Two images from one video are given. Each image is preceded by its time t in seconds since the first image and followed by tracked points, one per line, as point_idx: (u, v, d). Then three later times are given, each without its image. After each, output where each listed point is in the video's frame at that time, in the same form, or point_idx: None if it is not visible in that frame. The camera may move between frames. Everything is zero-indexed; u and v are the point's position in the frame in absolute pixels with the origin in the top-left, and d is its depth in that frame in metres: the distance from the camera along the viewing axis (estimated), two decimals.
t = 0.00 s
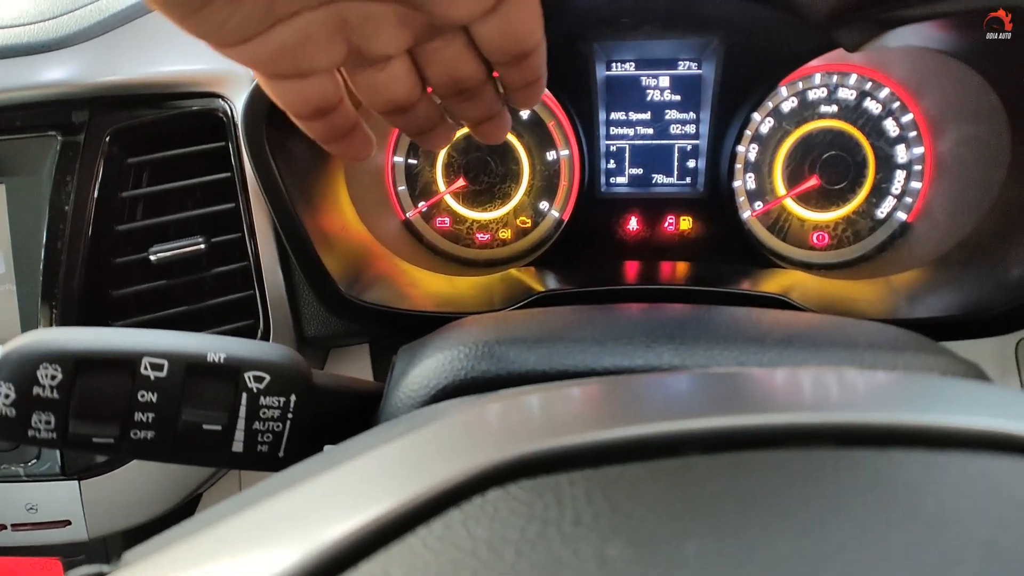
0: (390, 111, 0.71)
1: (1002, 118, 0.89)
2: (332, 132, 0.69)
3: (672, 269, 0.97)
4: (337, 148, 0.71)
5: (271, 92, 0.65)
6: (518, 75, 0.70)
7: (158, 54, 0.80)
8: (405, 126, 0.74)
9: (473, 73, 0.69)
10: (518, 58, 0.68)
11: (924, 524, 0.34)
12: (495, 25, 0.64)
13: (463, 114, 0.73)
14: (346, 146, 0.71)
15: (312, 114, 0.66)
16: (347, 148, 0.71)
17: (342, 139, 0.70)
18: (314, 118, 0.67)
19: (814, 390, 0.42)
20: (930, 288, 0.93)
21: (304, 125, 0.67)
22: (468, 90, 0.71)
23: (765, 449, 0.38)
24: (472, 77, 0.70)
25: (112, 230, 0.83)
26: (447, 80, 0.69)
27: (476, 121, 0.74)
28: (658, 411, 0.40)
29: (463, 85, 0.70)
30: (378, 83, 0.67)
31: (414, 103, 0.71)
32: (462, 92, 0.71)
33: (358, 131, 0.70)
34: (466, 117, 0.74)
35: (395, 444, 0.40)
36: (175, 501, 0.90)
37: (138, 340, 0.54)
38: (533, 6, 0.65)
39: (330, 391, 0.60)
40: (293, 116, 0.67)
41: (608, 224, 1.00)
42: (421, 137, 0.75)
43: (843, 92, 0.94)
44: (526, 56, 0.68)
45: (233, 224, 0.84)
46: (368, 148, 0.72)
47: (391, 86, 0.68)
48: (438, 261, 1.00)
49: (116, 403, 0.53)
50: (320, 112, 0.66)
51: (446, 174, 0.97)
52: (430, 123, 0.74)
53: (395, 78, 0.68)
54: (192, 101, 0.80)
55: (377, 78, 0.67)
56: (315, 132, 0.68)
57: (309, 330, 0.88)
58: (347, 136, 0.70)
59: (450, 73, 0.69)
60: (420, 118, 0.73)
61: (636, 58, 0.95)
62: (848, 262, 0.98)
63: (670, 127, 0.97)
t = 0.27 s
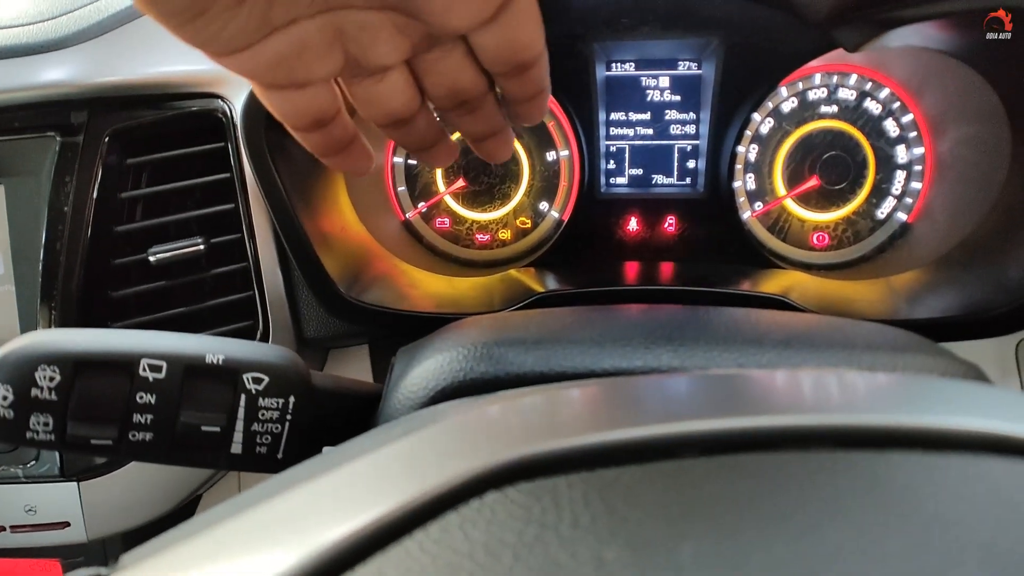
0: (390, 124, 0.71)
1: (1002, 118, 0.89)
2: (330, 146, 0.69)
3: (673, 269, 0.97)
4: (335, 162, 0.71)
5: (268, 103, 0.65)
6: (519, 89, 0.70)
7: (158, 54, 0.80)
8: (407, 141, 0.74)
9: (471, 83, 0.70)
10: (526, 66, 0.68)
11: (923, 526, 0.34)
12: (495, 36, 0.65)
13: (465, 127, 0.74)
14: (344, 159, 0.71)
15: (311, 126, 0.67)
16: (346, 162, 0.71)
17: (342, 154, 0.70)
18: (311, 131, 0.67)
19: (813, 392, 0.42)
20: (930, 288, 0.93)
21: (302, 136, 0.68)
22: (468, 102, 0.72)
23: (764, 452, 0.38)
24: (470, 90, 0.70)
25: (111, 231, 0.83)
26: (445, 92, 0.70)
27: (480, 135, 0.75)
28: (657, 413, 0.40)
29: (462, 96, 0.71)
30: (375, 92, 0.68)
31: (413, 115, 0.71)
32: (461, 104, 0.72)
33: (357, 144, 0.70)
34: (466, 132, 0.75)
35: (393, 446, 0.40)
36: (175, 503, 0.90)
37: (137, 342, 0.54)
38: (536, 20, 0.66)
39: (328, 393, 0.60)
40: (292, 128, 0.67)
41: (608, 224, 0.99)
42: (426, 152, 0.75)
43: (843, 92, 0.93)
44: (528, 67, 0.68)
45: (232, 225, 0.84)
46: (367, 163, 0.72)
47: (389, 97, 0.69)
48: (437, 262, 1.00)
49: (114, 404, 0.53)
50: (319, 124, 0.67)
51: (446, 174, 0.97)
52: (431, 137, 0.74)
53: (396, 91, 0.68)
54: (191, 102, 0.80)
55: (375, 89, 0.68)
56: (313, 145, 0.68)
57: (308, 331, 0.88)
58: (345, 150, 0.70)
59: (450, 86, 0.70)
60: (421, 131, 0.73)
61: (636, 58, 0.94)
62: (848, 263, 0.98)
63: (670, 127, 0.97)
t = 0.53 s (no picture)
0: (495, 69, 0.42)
1: (1004, 116, 0.89)
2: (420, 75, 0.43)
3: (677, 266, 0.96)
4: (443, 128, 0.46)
5: None
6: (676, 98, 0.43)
7: (162, 52, 0.80)
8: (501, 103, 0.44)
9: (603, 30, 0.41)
10: (685, 60, 0.42)
11: (934, 517, 0.34)
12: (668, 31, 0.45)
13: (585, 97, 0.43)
14: (439, 111, 0.45)
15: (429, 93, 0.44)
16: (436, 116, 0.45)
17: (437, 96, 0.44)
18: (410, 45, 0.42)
19: (820, 385, 0.42)
20: (931, 287, 0.93)
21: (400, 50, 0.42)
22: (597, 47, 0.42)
23: (773, 443, 0.38)
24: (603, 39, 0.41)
25: (114, 227, 0.83)
26: (571, 40, 0.41)
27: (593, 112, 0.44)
28: (665, 404, 0.40)
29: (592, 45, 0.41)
30: (484, 24, 0.40)
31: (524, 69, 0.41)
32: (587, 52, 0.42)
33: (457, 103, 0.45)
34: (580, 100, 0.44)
35: (400, 439, 0.40)
36: (177, 500, 0.90)
37: (143, 337, 0.54)
38: None
39: (333, 388, 0.60)
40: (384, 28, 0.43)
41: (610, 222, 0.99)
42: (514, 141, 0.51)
43: (844, 90, 0.94)
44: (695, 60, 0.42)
45: (234, 223, 0.84)
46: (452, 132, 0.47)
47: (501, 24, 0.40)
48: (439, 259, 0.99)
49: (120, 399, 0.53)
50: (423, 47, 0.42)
51: (448, 172, 0.97)
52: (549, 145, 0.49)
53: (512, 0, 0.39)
54: (194, 99, 0.80)
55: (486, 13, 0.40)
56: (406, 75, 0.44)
57: (311, 328, 0.88)
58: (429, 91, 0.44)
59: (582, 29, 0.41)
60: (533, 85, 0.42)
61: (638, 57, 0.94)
62: (850, 261, 0.98)
63: (672, 126, 0.97)
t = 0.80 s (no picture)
0: (603, 91, 0.64)
1: (1003, 116, 0.89)
2: (521, 82, 0.64)
3: (674, 268, 0.96)
4: (516, 122, 0.68)
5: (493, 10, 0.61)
6: (769, 97, 0.63)
7: (162, 51, 0.80)
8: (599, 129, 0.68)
9: (720, 64, 0.62)
10: (785, 116, 0.65)
11: (935, 517, 0.34)
12: (763, 11, 0.58)
13: (692, 139, 0.67)
14: (525, 107, 0.66)
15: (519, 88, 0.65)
16: (523, 115, 0.67)
17: (527, 93, 0.65)
18: (521, 48, 0.62)
19: (820, 386, 0.42)
20: (932, 288, 0.93)
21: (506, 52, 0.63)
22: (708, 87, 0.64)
23: (774, 442, 0.38)
24: (716, 73, 0.62)
25: (114, 227, 0.83)
26: (683, 63, 0.63)
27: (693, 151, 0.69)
28: (666, 403, 0.40)
29: (704, 78, 0.63)
30: (603, 45, 0.62)
31: (625, 89, 0.64)
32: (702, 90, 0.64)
33: (541, 93, 0.66)
34: (687, 138, 0.67)
35: (399, 439, 0.40)
36: (176, 500, 0.90)
37: (143, 336, 0.54)
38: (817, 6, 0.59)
39: (333, 388, 0.60)
40: (497, 45, 0.63)
41: (611, 223, 0.97)
42: (605, 147, 0.69)
43: (845, 91, 0.94)
44: (790, 114, 0.65)
45: (234, 223, 0.84)
46: (535, 130, 0.69)
47: (610, 43, 0.62)
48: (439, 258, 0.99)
49: (119, 398, 0.53)
50: (523, 44, 0.62)
51: (448, 172, 0.98)
52: (628, 131, 0.67)
53: (625, 40, 0.61)
54: (195, 99, 0.80)
55: (601, 27, 0.61)
56: (505, 68, 0.64)
57: (311, 328, 0.88)
58: (530, 97, 0.66)
59: (691, 56, 0.62)
60: (629, 114, 0.66)
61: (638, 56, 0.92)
62: (850, 262, 0.98)
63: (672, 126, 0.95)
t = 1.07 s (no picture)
0: (617, 109, 0.65)
1: (1003, 121, 0.88)
2: (530, 103, 0.64)
3: (676, 270, 0.96)
4: (537, 147, 0.67)
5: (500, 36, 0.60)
6: (780, 111, 0.63)
7: (161, 52, 0.80)
8: (618, 146, 0.69)
9: (729, 81, 0.62)
10: (791, 131, 0.65)
11: (922, 528, 0.34)
12: (772, 29, 0.57)
13: (703, 153, 0.69)
14: (540, 130, 0.66)
15: (535, 110, 0.64)
16: (536, 140, 0.66)
17: (542, 116, 0.65)
18: (526, 69, 0.61)
19: (815, 392, 0.42)
20: (930, 291, 0.93)
21: (514, 73, 0.62)
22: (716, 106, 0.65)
23: (763, 451, 0.38)
24: (727, 90, 0.63)
25: (113, 228, 0.83)
26: (694, 83, 0.63)
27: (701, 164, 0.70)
28: (656, 410, 0.40)
29: (715, 95, 0.64)
30: (613, 63, 0.62)
31: (639, 106, 0.64)
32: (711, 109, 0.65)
33: (557, 116, 0.65)
34: (699, 152, 0.69)
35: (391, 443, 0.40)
36: (175, 500, 0.90)
37: (138, 338, 0.54)
38: (823, 27, 0.57)
39: (330, 390, 0.60)
40: (507, 68, 0.62)
41: (611, 225, 0.97)
42: (630, 162, 0.70)
43: (845, 93, 0.94)
44: (799, 130, 0.65)
45: (233, 224, 0.84)
46: (556, 153, 0.67)
47: (624, 62, 0.62)
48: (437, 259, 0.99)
49: (115, 401, 0.53)
50: (531, 66, 0.61)
51: (448, 174, 0.98)
52: (642, 150, 0.68)
53: (636, 56, 0.61)
54: (194, 100, 0.81)
55: (614, 48, 0.61)
56: (517, 89, 0.63)
57: (309, 329, 0.88)
58: (544, 122, 0.65)
59: (703, 74, 0.63)
60: (643, 133, 0.67)
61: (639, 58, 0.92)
62: (849, 264, 0.98)
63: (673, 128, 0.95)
